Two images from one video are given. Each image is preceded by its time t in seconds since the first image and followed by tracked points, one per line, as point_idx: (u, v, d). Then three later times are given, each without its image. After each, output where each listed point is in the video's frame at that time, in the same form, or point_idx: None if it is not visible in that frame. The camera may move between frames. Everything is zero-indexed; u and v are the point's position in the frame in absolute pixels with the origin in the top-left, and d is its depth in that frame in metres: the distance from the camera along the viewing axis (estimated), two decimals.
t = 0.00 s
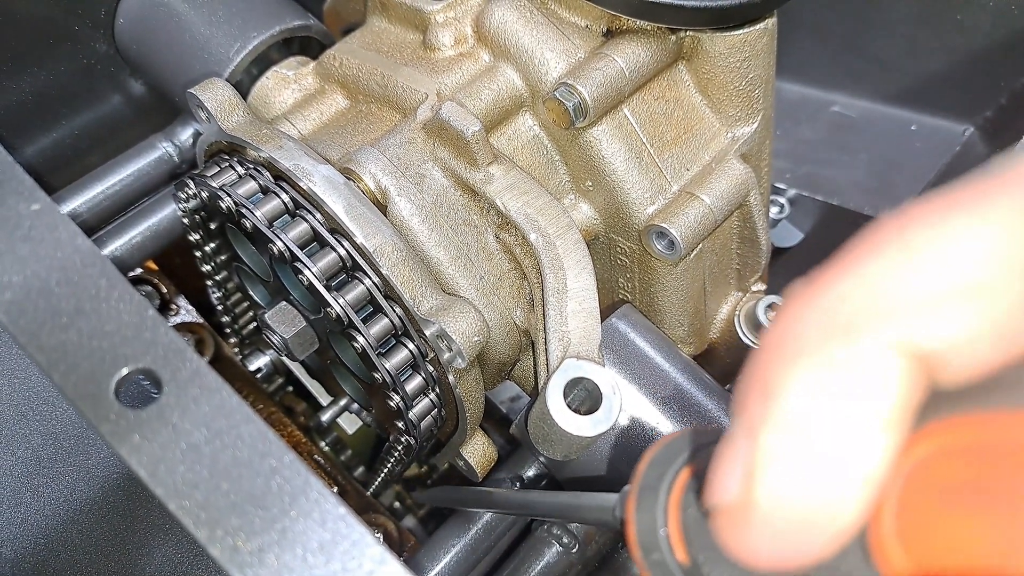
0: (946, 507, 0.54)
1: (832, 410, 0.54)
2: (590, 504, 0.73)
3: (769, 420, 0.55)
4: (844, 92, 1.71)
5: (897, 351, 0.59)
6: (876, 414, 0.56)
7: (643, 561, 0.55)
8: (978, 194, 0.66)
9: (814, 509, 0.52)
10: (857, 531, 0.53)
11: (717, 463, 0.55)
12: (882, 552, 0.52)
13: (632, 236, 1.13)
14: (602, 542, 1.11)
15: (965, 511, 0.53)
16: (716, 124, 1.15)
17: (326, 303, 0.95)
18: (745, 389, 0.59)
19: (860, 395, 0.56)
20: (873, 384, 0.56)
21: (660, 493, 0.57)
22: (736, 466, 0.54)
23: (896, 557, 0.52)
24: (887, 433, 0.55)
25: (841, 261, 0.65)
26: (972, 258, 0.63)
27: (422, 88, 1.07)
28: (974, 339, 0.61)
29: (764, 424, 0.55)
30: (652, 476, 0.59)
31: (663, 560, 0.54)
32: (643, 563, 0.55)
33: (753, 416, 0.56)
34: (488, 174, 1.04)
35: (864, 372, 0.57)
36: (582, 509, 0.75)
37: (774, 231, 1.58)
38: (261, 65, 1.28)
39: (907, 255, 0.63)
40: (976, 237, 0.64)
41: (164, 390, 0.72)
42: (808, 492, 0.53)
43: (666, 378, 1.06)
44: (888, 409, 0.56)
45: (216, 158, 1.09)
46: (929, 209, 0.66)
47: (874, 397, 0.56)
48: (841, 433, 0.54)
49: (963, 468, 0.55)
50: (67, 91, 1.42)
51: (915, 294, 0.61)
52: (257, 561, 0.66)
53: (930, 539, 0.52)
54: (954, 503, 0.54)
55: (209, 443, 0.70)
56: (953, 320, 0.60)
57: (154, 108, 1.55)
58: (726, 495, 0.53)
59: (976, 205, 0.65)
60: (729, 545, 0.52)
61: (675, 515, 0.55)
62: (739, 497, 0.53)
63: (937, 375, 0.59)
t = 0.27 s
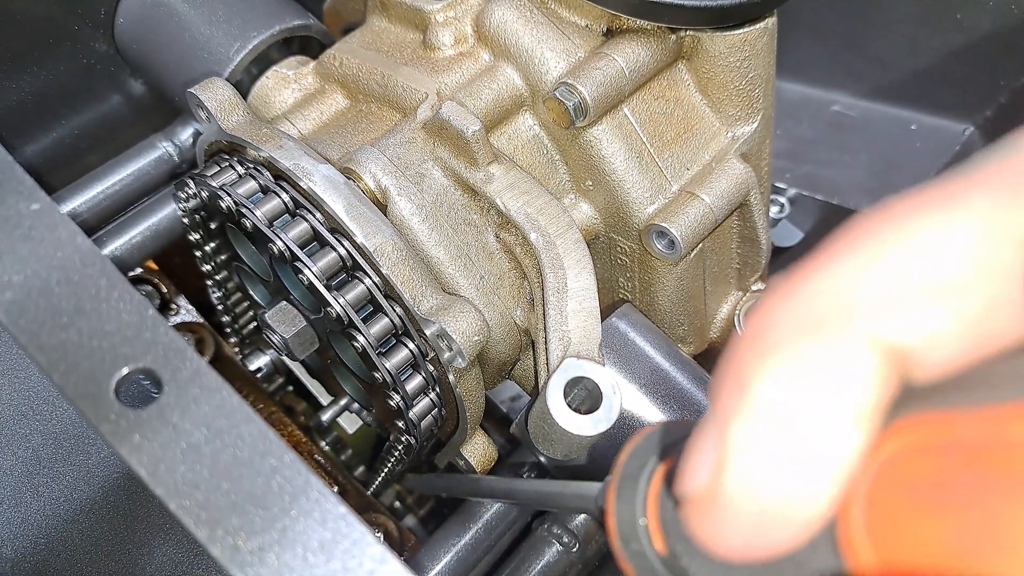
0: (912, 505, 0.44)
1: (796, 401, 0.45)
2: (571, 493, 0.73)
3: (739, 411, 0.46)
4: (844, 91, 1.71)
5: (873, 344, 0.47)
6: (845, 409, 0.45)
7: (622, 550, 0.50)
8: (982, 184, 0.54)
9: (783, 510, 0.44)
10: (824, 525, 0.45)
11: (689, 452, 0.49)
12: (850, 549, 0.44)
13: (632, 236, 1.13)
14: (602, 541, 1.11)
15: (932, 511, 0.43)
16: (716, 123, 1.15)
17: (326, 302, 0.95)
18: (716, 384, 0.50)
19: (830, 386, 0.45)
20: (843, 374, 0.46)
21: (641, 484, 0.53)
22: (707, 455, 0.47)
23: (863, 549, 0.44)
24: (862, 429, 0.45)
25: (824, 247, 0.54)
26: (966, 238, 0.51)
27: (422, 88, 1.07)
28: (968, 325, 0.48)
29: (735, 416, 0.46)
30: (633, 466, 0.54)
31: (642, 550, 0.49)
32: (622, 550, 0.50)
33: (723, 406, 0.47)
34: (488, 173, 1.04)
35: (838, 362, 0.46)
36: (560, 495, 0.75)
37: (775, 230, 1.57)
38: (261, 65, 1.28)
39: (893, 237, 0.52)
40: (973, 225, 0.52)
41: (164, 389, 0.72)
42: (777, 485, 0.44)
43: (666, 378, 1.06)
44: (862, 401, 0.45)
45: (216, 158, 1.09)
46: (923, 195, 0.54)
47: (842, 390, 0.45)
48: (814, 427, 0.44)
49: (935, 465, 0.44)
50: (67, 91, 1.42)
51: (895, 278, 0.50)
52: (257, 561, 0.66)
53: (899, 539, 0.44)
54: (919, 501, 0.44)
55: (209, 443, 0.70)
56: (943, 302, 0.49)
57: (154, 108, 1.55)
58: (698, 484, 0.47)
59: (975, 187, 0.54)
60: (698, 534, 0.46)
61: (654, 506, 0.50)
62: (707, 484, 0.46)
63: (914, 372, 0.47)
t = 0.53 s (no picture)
0: (869, 469, 0.47)
1: (759, 369, 0.50)
2: (555, 468, 0.74)
3: (706, 378, 0.51)
4: (843, 92, 1.72)
5: (841, 317, 0.51)
6: (807, 375, 0.50)
7: (602, 518, 0.56)
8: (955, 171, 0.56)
9: (740, 466, 0.49)
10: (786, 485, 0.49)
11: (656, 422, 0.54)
12: (812, 507, 0.48)
13: (632, 236, 1.14)
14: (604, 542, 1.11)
15: (887, 474, 0.46)
16: (715, 123, 1.16)
17: (326, 303, 0.95)
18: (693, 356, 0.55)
19: (790, 357, 0.50)
20: (805, 347, 0.50)
21: (619, 452, 0.58)
22: (674, 420, 0.52)
23: (821, 504, 0.48)
24: (822, 393, 0.49)
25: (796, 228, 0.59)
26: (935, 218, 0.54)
27: (422, 88, 1.07)
28: (931, 300, 0.51)
29: (703, 383, 0.51)
30: (611, 437, 0.60)
31: (617, 518, 0.54)
32: (602, 518, 0.56)
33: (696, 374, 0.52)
34: (488, 173, 1.04)
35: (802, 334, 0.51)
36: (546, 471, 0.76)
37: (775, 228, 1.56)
38: (262, 65, 1.29)
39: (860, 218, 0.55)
40: (937, 206, 0.54)
41: (166, 389, 0.72)
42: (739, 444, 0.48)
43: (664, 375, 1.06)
44: (828, 370, 0.50)
45: (216, 158, 1.09)
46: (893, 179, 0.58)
47: (803, 359, 0.50)
48: (783, 394, 0.49)
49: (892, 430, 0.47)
50: (67, 91, 1.42)
51: (859, 256, 0.54)
52: (258, 560, 0.66)
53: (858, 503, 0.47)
54: (875, 465, 0.47)
55: (210, 443, 0.70)
56: (908, 278, 0.52)
57: (154, 108, 1.55)
58: (661, 448, 0.52)
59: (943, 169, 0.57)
60: (667, 495, 0.51)
61: (631, 473, 0.55)
62: (675, 447, 0.51)
63: (878, 341, 0.50)
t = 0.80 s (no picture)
0: (876, 490, 0.45)
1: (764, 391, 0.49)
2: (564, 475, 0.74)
3: (712, 399, 0.50)
4: (842, 93, 1.72)
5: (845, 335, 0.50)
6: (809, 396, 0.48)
7: (610, 533, 0.54)
8: (967, 183, 0.55)
9: (747, 486, 0.47)
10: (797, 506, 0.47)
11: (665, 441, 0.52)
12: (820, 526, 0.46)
13: (631, 237, 1.14)
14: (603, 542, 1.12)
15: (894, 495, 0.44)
16: (715, 125, 1.16)
17: (327, 302, 0.95)
18: (699, 376, 0.54)
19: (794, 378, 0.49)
20: (809, 367, 0.49)
21: (629, 464, 0.56)
22: (683, 442, 0.51)
23: (829, 525, 0.46)
24: (828, 411, 0.48)
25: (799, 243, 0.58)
26: (935, 238, 0.53)
27: (423, 89, 1.08)
28: (935, 317, 0.50)
29: (709, 404, 0.50)
30: (621, 445, 0.58)
31: (627, 533, 0.52)
32: (610, 532, 0.54)
33: (703, 394, 0.52)
34: (489, 174, 1.05)
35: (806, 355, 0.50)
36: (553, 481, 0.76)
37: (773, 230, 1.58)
38: (263, 66, 1.29)
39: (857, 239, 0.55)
40: (943, 220, 0.53)
41: (169, 389, 0.73)
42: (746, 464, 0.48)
43: (664, 375, 1.06)
44: (833, 387, 0.48)
45: (218, 158, 1.09)
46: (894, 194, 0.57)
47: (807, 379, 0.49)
48: (786, 413, 0.48)
49: (898, 449, 0.45)
50: (69, 92, 1.42)
51: (861, 274, 0.53)
52: (261, 558, 0.67)
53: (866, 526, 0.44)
54: (880, 485, 0.45)
55: (213, 441, 0.71)
56: (913, 296, 0.51)
57: (155, 108, 1.55)
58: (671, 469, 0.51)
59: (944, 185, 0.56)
60: (678, 516, 0.49)
61: (642, 488, 0.53)
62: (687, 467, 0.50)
63: (884, 360, 0.49)
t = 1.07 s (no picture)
0: (862, 480, 0.49)
1: (753, 386, 0.53)
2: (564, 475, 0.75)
3: (700, 395, 0.55)
4: (840, 94, 1.74)
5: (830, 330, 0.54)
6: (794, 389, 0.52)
7: (599, 522, 0.60)
8: (944, 185, 0.59)
9: (733, 477, 0.52)
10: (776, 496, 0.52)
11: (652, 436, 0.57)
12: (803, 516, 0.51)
13: (631, 237, 1.15)
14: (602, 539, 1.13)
15: (877, 485, 0.48)
16: (713, 126, 1.17)
17: (330, 302, 0.96)
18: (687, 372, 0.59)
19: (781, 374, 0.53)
20: (795, 363, 0.53)
21: (616, 458, 0.62)
22: (671, 436, 0.56)
23: (812, 516, 0.51)
24: (811, 406, 0.52)
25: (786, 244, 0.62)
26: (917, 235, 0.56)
27: (424, 90, 1.08)
28: (914, 317, 0.53)
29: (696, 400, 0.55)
30: (610, 440, 0.64)
31: (615, 522, 0.59)
32: (599, 521, 0.60)
33: (691, 391, 0.56)
34: (489, 174, 1.05)
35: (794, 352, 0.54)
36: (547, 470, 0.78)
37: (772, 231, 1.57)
38: (265, 67, 1.30)
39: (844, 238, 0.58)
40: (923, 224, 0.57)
41: (173, 387, 0.73)
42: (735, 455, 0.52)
43: (663, 374, 1.07)
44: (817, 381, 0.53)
45: (221, 159, 1.10)
46: (883, 190, 0.60)
47: (794, 373, 0.53)
48: (769, 406, 0.52)
49: (882, 440, 0.49)
50: (72, 92, 1.43)
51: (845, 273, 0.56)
52: (264, 554, 0.68)
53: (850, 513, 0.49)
54: (869, 477, 0.49)
55: (217, 439, 0.71)
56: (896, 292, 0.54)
57: (157, 109, 1.56)
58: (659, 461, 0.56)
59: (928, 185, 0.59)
60: (664, 506, 0.55)
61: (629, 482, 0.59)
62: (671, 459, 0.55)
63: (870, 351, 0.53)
